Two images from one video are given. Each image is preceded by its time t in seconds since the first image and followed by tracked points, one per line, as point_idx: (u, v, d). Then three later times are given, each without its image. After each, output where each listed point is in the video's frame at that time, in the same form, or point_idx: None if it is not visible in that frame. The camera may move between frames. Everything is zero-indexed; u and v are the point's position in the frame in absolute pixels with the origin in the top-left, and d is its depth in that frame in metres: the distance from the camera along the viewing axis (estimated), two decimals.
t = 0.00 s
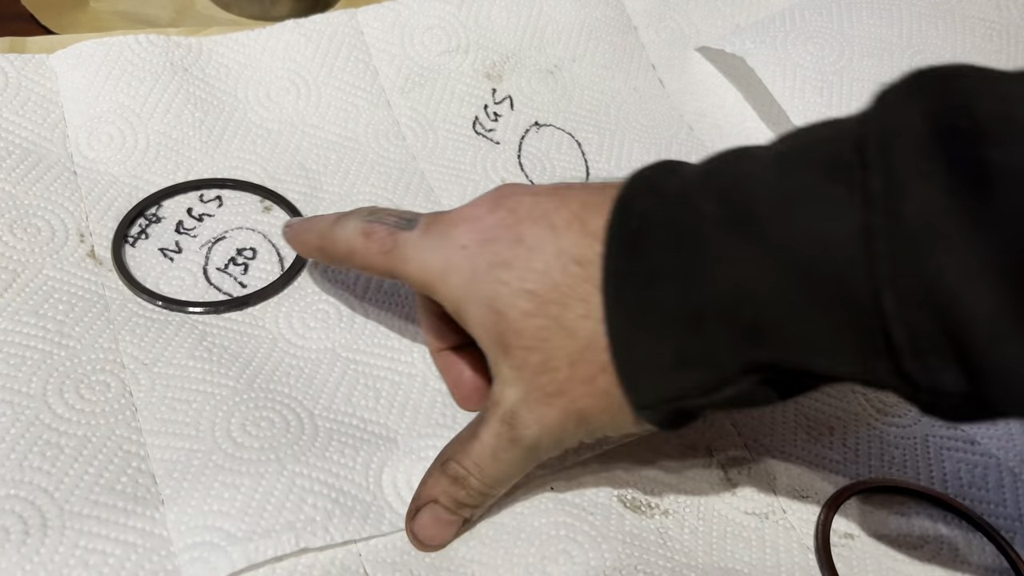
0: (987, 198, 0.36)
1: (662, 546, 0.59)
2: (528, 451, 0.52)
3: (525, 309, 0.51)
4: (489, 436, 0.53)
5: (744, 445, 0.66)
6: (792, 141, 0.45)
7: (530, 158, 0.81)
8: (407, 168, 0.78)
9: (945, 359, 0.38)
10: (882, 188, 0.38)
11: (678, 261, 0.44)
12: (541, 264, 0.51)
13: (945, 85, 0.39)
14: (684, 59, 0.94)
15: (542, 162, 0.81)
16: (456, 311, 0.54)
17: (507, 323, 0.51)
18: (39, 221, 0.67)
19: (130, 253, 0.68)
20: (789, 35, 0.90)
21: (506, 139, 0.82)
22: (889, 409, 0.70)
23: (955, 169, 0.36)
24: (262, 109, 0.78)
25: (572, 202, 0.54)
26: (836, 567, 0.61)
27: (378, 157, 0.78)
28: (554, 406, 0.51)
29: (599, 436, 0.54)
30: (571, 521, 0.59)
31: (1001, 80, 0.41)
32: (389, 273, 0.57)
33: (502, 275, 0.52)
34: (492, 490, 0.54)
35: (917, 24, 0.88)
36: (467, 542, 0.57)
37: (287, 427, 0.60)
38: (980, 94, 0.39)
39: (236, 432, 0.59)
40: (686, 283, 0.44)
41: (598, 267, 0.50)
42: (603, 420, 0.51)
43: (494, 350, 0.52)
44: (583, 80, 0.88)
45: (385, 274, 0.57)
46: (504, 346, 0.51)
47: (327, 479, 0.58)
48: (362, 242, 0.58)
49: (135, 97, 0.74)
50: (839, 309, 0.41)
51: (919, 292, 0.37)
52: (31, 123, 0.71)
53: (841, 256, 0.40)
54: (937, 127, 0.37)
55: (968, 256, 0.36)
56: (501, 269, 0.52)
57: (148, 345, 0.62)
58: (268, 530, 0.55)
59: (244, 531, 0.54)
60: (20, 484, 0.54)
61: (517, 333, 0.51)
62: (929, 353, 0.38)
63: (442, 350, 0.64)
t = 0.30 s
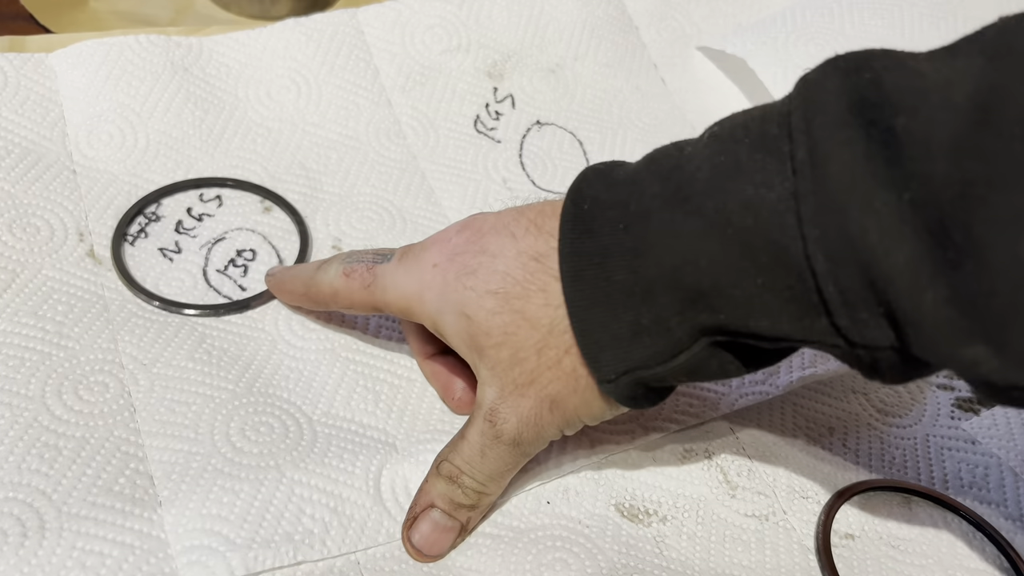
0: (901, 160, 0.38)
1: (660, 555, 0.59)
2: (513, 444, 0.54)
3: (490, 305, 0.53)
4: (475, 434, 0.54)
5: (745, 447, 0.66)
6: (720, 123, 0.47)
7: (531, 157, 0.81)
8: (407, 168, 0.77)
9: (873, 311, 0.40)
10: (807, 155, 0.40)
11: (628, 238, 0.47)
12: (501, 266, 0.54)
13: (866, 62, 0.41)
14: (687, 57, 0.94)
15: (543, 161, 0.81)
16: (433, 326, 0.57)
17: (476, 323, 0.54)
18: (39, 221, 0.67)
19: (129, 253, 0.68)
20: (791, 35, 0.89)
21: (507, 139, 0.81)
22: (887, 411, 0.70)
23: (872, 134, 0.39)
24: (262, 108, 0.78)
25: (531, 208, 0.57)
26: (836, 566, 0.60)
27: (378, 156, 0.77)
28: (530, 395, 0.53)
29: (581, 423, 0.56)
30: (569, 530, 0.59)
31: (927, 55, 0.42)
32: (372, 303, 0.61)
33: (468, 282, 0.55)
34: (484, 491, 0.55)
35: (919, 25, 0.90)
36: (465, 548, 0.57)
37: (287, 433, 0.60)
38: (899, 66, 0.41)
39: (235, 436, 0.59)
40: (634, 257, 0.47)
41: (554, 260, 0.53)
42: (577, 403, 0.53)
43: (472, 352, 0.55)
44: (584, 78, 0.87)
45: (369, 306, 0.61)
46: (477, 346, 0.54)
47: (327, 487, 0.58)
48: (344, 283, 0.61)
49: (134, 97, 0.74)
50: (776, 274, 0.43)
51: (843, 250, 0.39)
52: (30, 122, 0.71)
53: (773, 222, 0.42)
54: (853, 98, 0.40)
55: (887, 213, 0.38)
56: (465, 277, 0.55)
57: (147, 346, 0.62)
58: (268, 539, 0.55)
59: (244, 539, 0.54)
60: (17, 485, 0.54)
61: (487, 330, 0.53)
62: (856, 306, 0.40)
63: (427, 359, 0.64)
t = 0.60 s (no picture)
0: (879, 150, 0.39)
1: (660, 555, 0.59)
2: (510, 441, 0.54)
3: (484, 302, 0.54)
4: (473, 432, 0.55)
5: (744, 446, 0.66)
6: (706, 120, 0.48)
7: (531, 158, 0.81)
8: (407, 168, 0.77)
9: (857, 301, 0.40)
10: (787, 149, 0.41)
11: (615, 236, 0.48)
12: (495, 263, 0.55)
13: (845, 53, 0.42)
14: (687, 58, 0.94)
15: (543, 162, 0.81)
16: (429, 324, 0.58)
17: (470, 321, 0.55)
18: (39, 221, 0.67)
19: (129, 253, 0.68)
20: (791, 36, 0.89)
21: (507, 139, 0.81)
22: (886, 411, 0.70)
23: (851, 127, 0.40)
24: (263, 108, 0.78)
25: (521, 207, 0.58)
26: (836, 566, 0.60)
27: (379, 156, 0.77)
28: (525, 390, 0.54)
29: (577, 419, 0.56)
30: (569, 530, 0.59)
31: (913, 49, 0.42)
32: (368, 303, 0.61)
33: (461, 280, 0.55)
34: (482, 489, 0.55)
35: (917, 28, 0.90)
36: (465, 549, 0.57)
37: (287, 433, 0.60)
38: (878, 58, 0.42)
39: (235, 435, 0.59)
40: (623, 254, 0.48)
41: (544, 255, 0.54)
42: (572, 397, 0.53)
43: (467, 351, 0.55)
44: (584, 79, 0.87)
45: (365, 306, 0.62)
46: (472, 344, 0.55)
47: (327, 487, 0.58)
48: (338, 282, 0.62)
49: (135, 97, 0.74)
50: (763, 267, 0.43)
51: (825, 243, 0.40)
52: (30, 123, 0.71)
53: (758, 215, 0.43)
54: (832, 91, 0.40)
55: (867, 204, 0.38)
56: (459, 275, 0.56)
57: (147, 345, 0.62)
58: (268, 539, 0.55)
59: (245, 539, 0.54)
60: (18, 486, 0.54)
61: (481, 328, 0.54)
62: (841, 296, 0.40)
63: (427, 359, 0.64)
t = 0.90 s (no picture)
0: (890, 147, 0.40)
1: (660, 555, 0.59)
2: (511, 441, 0.54)
3: (489, 300, 0.54)
4: (475, 431, 0.55)
5: (744, 445, 0.66)
6: (711, 116, 0.49)
7: (531, 158, 0.81)
8: (407, 169, 0.77)
9: (868, 296, 0.41)
10: (799, 146, 0.42)
11: (624, 232, 0.48)
12: (499, 260, 0.55)
13: (853, 50, 0.43)
14: (687, 58, 0.93)
15: (543, 162, 0.81)
16: (430, 321, 0.57)
17: (474, 318, 0.55)
18: (39, 222, 0.67)
19: (129, 253, 0.68)
20: (791, 36, 0.89)
21: (507, 140, 0.81)
22: (885, 410, 0.70)
23: (862, 124, 0.41)
24: (263, 109, 0.78)
25: (522, 201, 0.58)
26: (836, 566, 0.60)
27: (378, 157, 0.77)
28: (529, 390, 0.54)
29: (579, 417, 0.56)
30: (569, 530, 0.59)
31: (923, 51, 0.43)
32: (366, 296, 0.61)
33: (465, 277, 0.55)
34: (485, 490, 0.55)
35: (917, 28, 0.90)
36: (465, 549, 0.57)
37: (287, 433, 0.60)
38: (891, 57, 0.43)
39: (235, 435, 0.59)
40: (631, 251, 0.48)
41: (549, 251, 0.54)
42: (577, 396, 0.54)
43: (469, 348, 0.55)
44: (584, 79, 0.87)
45: (363, 298, 0.61)
46: (476, 341, 0.55)
47: (327, 487, 0.58)
48: (336, 273, 0.61)
49: (135, 97, 0.74)
50: (772, 263, 0.44)
51: (836, 239, 0.40)
52: (30, 123, 0.71)
53: (768, 212, 0.43)
54: (841, 87, 0.41)
55: (879, 201, 0.39)
56: (463, 271, 0.56)
57: (147, 346, 0.62)
58: (268, 538, 0.55)
59: (244, 539, 0.54)
60: (18, 485, 0.54)
61: (485, 325, 0.54)
62: (852, 292, 0.41)
63: (426, 359, 0.64)
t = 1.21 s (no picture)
0: (769, 130, 0.41)
1: (662, 549, 0.59)
2: (401, 385, 0.53)
3: (418, 250, 0.54)
4: (368, 366, 0.53)
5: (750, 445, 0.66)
6: (620, 93, 0.49)
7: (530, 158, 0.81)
8: (407, 169, 0.77)
9: (760, 270, 0.43)
10: (692, 129, 0.43)
11: (543, 213, 0.49)
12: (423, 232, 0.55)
13: (742, 29, 0.43)
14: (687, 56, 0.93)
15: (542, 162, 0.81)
16: (355, 283, 0.56)
17: (399, 265, 0.54)
18: (39, 222, 0.67)
19: (129, 254, 0.68)
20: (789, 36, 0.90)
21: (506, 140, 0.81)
22: (882, 406, 0.71)
23: (746, 107, 0.41)
24: (262, 109, 0.78)
25: (454, 171, 0.58)
26: (836, 566, 0.60)
27: (379, 157, 0.78)
28: (444, 332, 0.53)
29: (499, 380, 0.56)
30: (570, 523, 0.59)
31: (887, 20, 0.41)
32: (295, 279, 0.58)
33: (397, 234, 0.55)
34: (353, 422, 0.54)
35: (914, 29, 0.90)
36: (467, 540, 0.57)
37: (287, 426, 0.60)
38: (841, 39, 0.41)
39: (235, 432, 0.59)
40: (549, 231, 0.48)
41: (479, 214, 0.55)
42: (499, 348, 0.53)
43: (382, 293, 0.54)
44: (583, 80, 0.87)
45: (293, 282, 0.59)
46: (395, 286, 0.54)
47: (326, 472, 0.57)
48: (265, 262, 0.59)
49: (135, 98, 0.74)
50: (674, 239, 0.45)
51: (725, 218, 0.42)
52: (30, 124, 0.71)
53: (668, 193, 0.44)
54: (730, 69, 0.42)
55: (765, 182, 0.40)
56: (395, 227, 0.55)
57: (147, 345, 0.62)
58: (265, 523, 0.54)
59: (242, 528, 0.54)
60: (18, 485, 0.54)
61: (405, 273, 0.53)
62: (745, 266, 0.43)
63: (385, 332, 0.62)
